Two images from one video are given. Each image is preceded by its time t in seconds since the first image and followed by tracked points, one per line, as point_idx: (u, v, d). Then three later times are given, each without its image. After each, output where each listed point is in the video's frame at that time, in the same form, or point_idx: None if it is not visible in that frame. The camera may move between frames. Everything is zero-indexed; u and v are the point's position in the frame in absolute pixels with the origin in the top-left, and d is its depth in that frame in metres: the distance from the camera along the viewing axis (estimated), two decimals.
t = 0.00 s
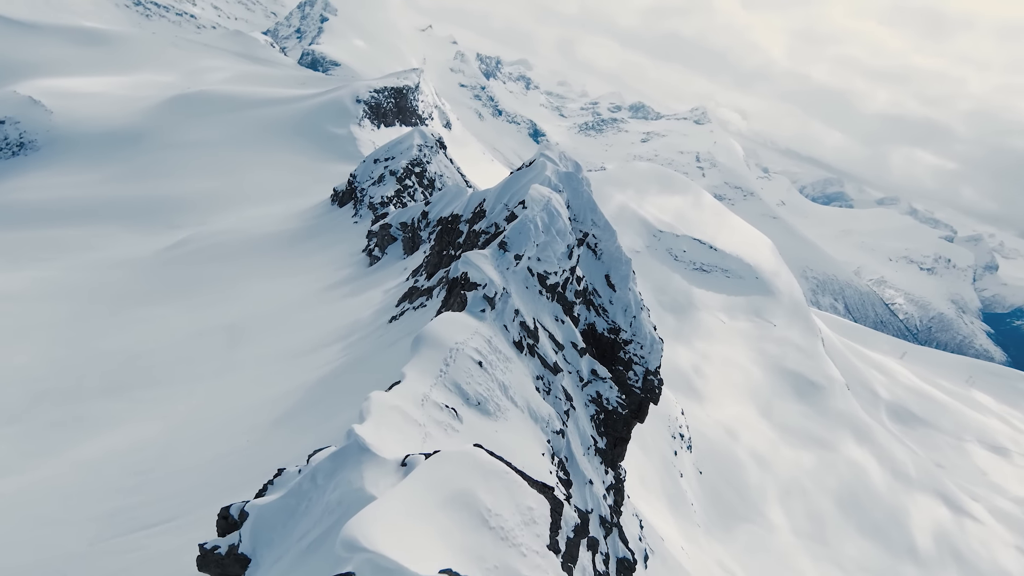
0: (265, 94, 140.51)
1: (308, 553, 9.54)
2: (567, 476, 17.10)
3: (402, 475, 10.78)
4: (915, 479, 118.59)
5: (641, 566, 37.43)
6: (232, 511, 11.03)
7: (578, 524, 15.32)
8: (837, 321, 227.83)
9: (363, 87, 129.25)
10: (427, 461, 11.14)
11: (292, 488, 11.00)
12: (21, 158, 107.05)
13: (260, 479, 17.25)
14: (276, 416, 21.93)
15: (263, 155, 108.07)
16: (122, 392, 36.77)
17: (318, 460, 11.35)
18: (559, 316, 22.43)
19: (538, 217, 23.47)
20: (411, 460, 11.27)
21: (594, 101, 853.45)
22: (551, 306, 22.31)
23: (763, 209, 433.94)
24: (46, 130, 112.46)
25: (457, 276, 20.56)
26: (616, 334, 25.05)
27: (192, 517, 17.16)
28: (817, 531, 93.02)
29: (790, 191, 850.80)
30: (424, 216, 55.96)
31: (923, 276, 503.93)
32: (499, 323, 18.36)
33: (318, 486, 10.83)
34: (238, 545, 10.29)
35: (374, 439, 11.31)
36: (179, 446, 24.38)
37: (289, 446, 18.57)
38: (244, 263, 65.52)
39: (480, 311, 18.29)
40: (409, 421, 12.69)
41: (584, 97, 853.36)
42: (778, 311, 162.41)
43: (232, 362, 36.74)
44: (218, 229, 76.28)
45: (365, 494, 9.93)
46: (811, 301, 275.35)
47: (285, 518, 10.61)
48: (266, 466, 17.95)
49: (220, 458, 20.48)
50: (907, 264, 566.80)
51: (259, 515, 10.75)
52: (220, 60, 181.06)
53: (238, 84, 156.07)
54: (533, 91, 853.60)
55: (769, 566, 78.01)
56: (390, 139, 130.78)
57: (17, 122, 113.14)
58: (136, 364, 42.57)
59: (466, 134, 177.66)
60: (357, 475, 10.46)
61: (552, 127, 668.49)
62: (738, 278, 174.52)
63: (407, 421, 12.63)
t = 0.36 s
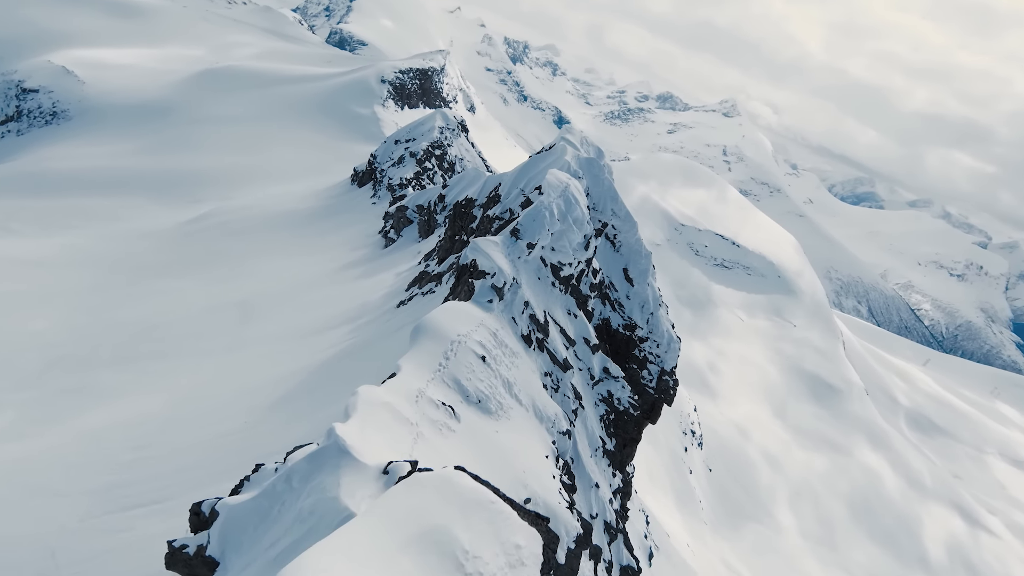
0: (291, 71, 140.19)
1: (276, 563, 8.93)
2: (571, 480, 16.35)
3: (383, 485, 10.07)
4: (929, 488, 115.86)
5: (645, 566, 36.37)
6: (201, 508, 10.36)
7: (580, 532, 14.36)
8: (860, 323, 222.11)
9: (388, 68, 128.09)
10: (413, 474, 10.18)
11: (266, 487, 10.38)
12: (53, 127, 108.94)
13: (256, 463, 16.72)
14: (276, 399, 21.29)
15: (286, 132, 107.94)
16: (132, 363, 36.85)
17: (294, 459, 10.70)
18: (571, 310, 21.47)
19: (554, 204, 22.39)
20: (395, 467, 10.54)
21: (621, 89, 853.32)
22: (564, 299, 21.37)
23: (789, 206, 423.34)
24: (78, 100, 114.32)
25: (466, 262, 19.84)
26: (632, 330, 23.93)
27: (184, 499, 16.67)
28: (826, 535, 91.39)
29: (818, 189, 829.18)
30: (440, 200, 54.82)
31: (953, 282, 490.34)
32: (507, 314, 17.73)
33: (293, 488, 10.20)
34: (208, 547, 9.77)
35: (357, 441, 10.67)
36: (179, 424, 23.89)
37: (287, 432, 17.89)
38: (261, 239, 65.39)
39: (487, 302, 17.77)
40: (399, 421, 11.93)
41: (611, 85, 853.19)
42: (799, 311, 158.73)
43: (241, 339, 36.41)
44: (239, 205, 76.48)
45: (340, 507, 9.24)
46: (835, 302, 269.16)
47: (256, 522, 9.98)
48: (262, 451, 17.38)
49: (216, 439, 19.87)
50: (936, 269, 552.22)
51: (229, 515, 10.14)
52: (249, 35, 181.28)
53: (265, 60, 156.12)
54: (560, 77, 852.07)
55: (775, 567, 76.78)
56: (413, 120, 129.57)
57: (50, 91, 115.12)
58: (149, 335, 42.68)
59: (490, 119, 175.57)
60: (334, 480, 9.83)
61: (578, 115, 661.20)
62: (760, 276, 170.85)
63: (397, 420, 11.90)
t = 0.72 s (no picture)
0: (320, 61, 141.00)
1: None
2: (579, 497, 15.66)
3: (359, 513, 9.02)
4: (954, 509, 111.58)
5: None
6: (167, 516, 9.72)
7: (586, 558, 13.96)
8: (888, 337, 215.28)
9: (416, 61, 127.90)
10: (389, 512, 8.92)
11: (234, 501, 9.58)
12: (90, 111, 111.73)
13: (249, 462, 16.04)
14: (277, 391, 20.62)
15: (312, 122, 108.59)
16: (146, 345, 36.92)
17: (267, 471, 9.91)
18: (587, 312, 20.40)
19: (574, 199, 21.31)
20: (374, 490, 9.54)
21: (650, 89, 852.05)
22: (580, 301, 20.35)
23: (819, 213, 413.37)
24: (115, 85, 116.57)
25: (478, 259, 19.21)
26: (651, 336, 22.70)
27: (175, 493, 16.09)
28: (841, 551, 88.62)
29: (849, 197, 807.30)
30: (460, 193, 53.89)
31: (988, 298, 473.90)
32: (517, 316, 17.23)
33: (261, 506, 9.33)
34: (165, 558, 9.16)
35: (335, 456, 9.75)
36: (182, 411, 23.47)
37: (284, 428, 17.18)
38: (282, 227, 65.51)
39: (495, 303, 17.22)
40: (389, 432, 11.25)
41: (639, 84, 853.06)
42: (825, 321, 154.29)
43: (254, 326, 36.10)
44: (262, 192, 76.89)
45: (306, 538, 8.26)
46: (864, 314, 261.58)
47: (220, 539, 9.12)
48: (258, 447, 16.72)
49: (214, 429, 19.31)
50: (971, 284, 534.51)
51: (192, 528, 9.30)
52: (282, 25, 183.11)
53: (296, 50, 157.47)
54: (588, 75, 848.98)
55: None
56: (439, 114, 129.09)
57: (89, 75, 117.72)
58: (165, 318, 42.80)
59: (516, 114, 174.21)
60: (303, 502, 8.90)
61: (605, 113, 655.76)
62: (785, 283, 166.55)
63: (388, 431, 11.24)
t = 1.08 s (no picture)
0: (354, 62, 142.81)
1: None
2: (594, 522, 14.82)
3: (326, 558, 7.90)
4: (991, 539, 105.87)
5: None
6: (127, 537, 8.95)
7: None
8: (926, 356, 206.70)
9: (449, 63, 128.17)
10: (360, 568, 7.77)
11: (194, 528, 8.60)
12: (133, 105, 115.38)
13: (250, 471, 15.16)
14: (286, 391, 19.85)
15: (342, 121, 109.58)
16: (168, 337, 37.04)
17: (233, 496, 8.94)
18: (609, 322, 19.30)
19: (601, 200, 20.15)
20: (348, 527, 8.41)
21: (682, 95, 853.15)
22: (604, 311, 19.34)
23: (856, 226, 401.34)
24: (158, 83, 119.52)
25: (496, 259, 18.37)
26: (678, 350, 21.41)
27: (171, 496, 15.41)
28: None
29: (888, 210, 780.73)
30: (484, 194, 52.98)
31: None
32: (534, 324, 16.52)
33: (222, 537, 8.32)
34: None
35: (308, 484, 8.79)
36: (192, 407, 22.94)
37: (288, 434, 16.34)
38: (307, 224, 65.75)
39: (510, 311, 16.43)
40: (382, 454, 10.44)
41: (671, 90, 853.44)
42: (859, 337, 148.59)
43: (272, 322, 35.72)
44: (292, 189, 77.73)
45: None
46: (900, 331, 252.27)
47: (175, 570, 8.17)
48: (261, 454, 15.89)
49: (219, 428, 18.66)
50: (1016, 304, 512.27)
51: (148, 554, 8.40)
52: (319, 26, 186.24)
53: (332, 51, 159.94)
54: (620, 81, 844.38)
55: None
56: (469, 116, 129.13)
57: (135, 73, 121.24)
58: (187, 310, 43.00)
59: (545, 118, 173.19)
60: (265, 540, 7.84)
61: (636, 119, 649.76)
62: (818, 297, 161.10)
63: (382, 451, 10.47)
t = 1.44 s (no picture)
0: (387, 62, 143.92)
1: None
2: (614, 548, 14.39)
3: None
4: None
5: None
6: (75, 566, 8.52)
7: None
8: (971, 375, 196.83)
9: (481, 64, 127.74)
10: None
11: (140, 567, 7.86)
12: (175, 103, 118.83)
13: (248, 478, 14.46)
14: (293, 393, 19.19)
15: (373, 121, 110.22)
16: (191, 330, 37.20)
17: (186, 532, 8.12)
18: (636, 333, 18.93)
19: (630, 199, 19.49)
20: None
21: (717, 99, 852.57)
22: (631, 321, 19.00)
23: (897, 236, 386.91)
24: (200, 82, 122.06)
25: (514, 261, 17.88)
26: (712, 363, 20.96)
27: (166, 500, 14.74)
28: None
29: (932, 221, 750.64)
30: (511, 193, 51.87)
31: None
32: (554, 335, 16.15)
33: None
34: None
35: (265, 522, 7.68)
36: (204, 404, 22.58)
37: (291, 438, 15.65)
38: (334, 221, 65.83)
39: (527, 318, 16.03)
40: (365, 481, 9.53)
41: (706, 94, 852.85)
42: (897, 352, 142.46)
43: (292, 318, 35.47)
44: (322, 186, 78.33)
45: None
46: (942, 348, 241.43)
47: None
48: (262, 458, 15.23)
49: (225, 428, 18.17)
50: None
51: None
52: (356, 28, 188.48)
53: (366, 52, 161.76)
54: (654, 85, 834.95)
55: None
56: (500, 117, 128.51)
57: (178, 72, 123.46)
58: (211, 304, 43.21)
59: (577, 120, 171.30)
60: None
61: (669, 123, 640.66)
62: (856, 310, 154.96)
63: (366, 481, 9.55)
